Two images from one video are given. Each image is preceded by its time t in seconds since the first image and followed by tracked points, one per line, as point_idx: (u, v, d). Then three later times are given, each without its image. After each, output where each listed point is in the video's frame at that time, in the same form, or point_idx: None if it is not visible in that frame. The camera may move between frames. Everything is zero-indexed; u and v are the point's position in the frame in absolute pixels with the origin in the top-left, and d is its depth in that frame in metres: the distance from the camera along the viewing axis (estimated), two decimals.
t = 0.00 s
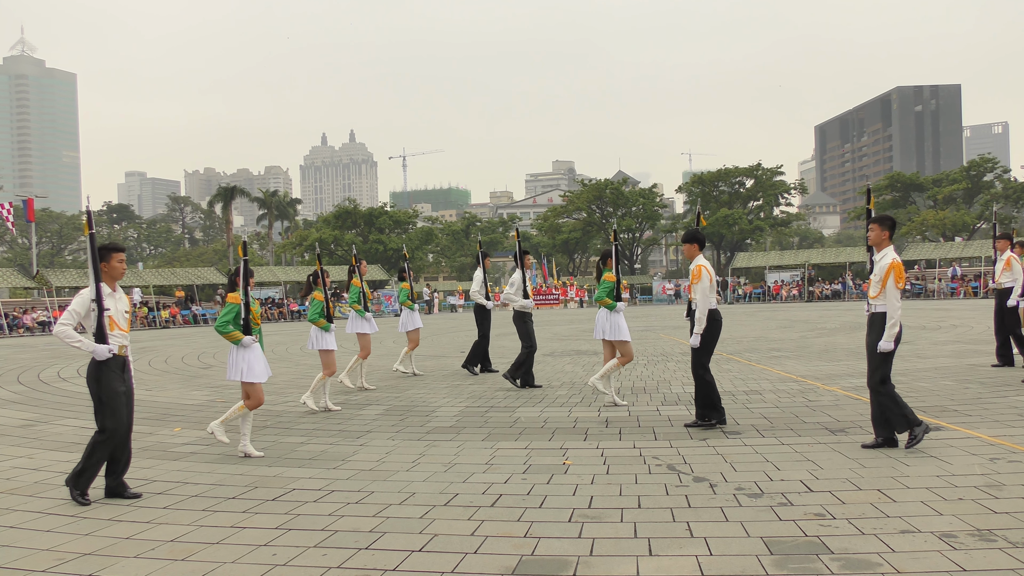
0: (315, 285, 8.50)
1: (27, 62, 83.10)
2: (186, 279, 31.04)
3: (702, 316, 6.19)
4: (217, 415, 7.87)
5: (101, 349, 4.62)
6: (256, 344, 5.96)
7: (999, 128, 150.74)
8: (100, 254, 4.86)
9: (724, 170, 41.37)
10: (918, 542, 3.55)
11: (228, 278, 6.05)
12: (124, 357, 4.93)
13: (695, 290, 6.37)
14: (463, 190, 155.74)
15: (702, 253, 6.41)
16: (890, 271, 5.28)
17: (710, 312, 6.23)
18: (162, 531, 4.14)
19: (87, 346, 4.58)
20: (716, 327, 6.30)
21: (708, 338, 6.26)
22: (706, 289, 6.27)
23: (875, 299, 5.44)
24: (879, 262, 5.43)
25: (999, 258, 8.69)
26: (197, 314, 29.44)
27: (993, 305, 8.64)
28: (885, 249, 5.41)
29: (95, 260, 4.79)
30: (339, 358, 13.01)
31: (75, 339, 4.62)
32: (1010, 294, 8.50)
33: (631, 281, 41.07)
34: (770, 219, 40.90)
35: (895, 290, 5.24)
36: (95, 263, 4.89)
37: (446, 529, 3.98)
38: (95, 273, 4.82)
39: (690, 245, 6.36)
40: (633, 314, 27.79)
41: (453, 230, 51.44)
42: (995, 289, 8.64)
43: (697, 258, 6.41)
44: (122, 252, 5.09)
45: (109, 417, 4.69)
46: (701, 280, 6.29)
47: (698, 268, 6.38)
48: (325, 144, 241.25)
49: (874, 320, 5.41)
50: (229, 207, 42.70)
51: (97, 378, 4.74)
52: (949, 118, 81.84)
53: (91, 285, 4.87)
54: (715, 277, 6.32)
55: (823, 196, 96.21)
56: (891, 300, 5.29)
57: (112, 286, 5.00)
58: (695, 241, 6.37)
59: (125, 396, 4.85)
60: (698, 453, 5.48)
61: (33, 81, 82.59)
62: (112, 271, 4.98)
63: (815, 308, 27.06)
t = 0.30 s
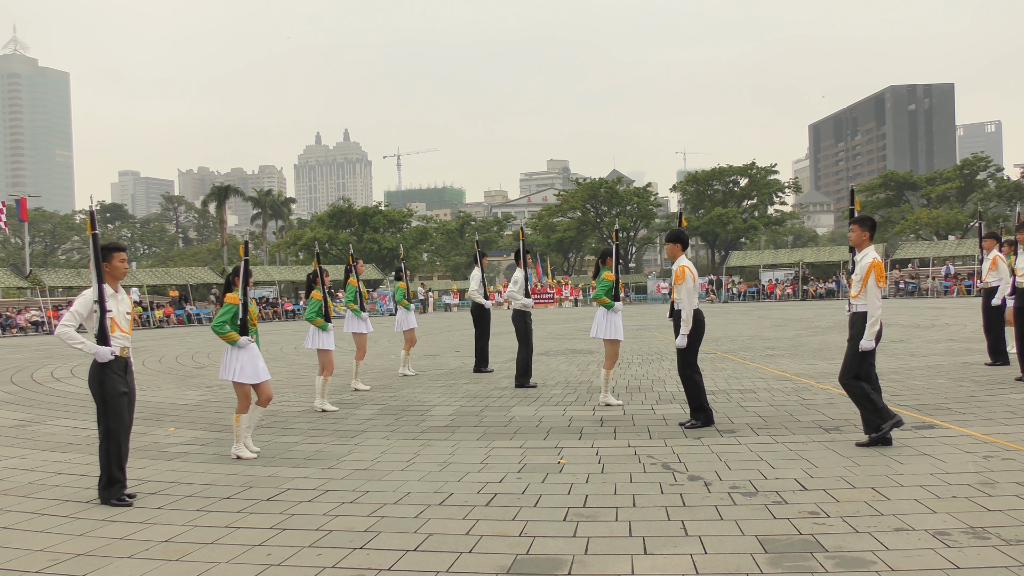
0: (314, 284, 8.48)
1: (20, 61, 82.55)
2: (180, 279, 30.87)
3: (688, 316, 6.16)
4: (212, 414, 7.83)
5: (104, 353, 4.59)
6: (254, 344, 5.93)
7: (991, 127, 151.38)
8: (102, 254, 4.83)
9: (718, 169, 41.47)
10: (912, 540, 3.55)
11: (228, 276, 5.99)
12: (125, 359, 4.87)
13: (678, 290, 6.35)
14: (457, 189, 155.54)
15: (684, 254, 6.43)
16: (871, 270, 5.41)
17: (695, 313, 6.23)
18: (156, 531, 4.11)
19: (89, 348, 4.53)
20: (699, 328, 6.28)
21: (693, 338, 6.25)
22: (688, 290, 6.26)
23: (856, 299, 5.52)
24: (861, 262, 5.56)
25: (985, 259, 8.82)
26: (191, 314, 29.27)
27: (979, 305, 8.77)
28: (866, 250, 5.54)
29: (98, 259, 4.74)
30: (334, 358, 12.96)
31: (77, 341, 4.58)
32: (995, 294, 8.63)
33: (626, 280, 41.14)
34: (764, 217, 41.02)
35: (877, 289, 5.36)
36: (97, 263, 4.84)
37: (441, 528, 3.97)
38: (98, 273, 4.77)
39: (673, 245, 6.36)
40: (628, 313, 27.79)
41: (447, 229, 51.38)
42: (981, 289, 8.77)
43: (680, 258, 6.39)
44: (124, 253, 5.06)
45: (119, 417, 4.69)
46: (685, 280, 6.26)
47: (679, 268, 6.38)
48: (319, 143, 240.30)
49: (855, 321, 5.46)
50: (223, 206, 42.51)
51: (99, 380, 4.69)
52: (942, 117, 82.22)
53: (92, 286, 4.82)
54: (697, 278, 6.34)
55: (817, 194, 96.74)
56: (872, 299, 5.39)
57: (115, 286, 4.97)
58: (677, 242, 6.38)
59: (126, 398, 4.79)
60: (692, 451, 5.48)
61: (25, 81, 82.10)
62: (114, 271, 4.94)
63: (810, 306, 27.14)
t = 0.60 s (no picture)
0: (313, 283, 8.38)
1: (10, 59, 81.80)
2: (171, 279, 30.67)
3: (665, 319, 6.07)
4: (203, 415, 7.77)
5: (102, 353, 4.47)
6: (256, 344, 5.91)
7: (980, 128, 152.55)
8: (109, 254, 4.81)
9: (710, 170, 41.64)
10: (903, 539, 3.56)
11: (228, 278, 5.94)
12: (128, 361, 4.75)
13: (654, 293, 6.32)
14: (450, 188, 155.39)
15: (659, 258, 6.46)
16: (839, 272, 5.50)
17: (671, 313, 6.16)
18: (146, 532, 4.06)
19: (90, 348, 4.44)
20: (676, 327, 6.23)
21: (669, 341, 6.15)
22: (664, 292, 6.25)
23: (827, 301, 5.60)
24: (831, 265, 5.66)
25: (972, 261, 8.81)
26: (182, 314, 29.06)
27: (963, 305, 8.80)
28: (835, 253, 5.64)
29: (102, 258, 4.72)
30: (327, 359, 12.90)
31: (79, 342, 4.50)
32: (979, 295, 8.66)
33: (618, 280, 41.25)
34: (756, 217, 41.19)
35: (846, 291, 5.44)
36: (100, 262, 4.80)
37: (434, 529, 3.95)
38: (102, 273, 4.73)
39: (649, 247, 6.38)
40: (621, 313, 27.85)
41: (440, 229, 51.30)
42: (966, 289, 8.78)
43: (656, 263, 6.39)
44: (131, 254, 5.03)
45: (147, 404, 4.77)
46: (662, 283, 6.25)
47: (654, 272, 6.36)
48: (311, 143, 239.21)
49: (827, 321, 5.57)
50: (215, 205, 42.25)
51: (99, 382, 4.56)
52: (933, 118, 82.87)
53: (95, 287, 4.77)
54: (673, 281, 6.36)
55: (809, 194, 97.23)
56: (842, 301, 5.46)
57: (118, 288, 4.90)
58: (653, 245, 6.41)
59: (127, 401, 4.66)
60: (685, 451, 5.48)
61: (15, 80, 81.47)
62: (118, 273, 4.89)
63: (802, 306, 27.26)
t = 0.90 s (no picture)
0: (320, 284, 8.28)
1: None
2: (161, 279, 30.44)
3: (630, 321, 5.99)
4: (194, 415, 7.69)
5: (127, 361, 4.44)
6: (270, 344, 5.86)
7: (970, 131, 153.75)
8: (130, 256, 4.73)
9: (701, 170, 41.80)
10: (894, 539, 3.56)
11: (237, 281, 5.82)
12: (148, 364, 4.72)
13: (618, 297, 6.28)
14: (442, 188, 155.13)
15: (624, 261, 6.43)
16: (795, 272, 5.50)
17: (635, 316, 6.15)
18: (134, 534, 4.00)
19: (116, 353, 4.39)
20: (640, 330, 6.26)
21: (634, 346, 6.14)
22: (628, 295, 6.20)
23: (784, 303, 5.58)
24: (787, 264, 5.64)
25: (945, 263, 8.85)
26: (173, 314, 28.82)
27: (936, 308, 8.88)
28: (790, 253, 5.63)
29: (126, 263, 4.63)
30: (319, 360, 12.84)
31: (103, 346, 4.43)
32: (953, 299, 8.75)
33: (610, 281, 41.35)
34: (747, 219, 41.40)
35: (802, 291, 5.43)
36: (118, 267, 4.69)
37: (425, 530, 3.91)
38: (126, 277, 4.64)
39: (615, 250, 6.33)
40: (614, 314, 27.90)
41: (432, 229, 51.20)
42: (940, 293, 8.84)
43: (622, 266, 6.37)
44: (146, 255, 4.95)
45: (160, 416, 4.66)
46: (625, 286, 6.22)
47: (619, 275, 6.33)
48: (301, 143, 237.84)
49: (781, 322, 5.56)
50: (205, 205, 41.97)
51: (121, 386, 4.51)
52: (923, 119, 83.51)
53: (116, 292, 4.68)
54: (638, 284, 6.31)
55: (800, 196, 97.76)
56: (797, 301, 5.45)
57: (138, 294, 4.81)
58: (619, 247, 6.37)
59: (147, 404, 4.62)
60: (676, 452, 5.48)
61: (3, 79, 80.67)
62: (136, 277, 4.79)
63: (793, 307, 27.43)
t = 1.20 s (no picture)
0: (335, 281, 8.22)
1: None
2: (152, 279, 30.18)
3: (581, 317, 5.99)
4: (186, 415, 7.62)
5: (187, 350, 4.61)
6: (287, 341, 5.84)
7: (963, 130, 154.50)
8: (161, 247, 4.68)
9: (694, 171, 41.90)
10: (886, 539, 3.57)
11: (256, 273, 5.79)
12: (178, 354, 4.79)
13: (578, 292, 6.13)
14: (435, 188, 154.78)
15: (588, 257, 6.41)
16: (747, 274, 5.64)
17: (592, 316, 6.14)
18: (126, 534, 3.95)
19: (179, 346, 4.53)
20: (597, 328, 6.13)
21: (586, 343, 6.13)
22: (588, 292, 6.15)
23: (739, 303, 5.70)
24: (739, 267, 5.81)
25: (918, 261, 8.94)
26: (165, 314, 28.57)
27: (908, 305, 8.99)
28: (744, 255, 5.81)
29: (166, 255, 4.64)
30: (311, 360, 12.77)
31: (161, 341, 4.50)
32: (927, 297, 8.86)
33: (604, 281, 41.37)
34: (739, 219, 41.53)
35: (755, 292, 5.56)
36: (143, 260, 4.58)
37: (418, 530, 3.88)
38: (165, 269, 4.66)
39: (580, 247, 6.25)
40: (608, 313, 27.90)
41: (425, 228, 51.06)
42: (913, 289, 8.99)
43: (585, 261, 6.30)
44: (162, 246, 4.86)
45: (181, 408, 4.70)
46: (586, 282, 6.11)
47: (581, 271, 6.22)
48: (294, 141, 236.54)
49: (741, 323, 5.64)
50: (197, 204, 41.66)
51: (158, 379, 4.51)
52: (914, 120, 83.97)
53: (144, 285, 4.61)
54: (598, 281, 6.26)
55: (792, 196, 98.14)
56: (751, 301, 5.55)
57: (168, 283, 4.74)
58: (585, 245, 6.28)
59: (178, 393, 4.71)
60: (670, 452, 5.48)
61: None
62: (158, 268, 4.66)
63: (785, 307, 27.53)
